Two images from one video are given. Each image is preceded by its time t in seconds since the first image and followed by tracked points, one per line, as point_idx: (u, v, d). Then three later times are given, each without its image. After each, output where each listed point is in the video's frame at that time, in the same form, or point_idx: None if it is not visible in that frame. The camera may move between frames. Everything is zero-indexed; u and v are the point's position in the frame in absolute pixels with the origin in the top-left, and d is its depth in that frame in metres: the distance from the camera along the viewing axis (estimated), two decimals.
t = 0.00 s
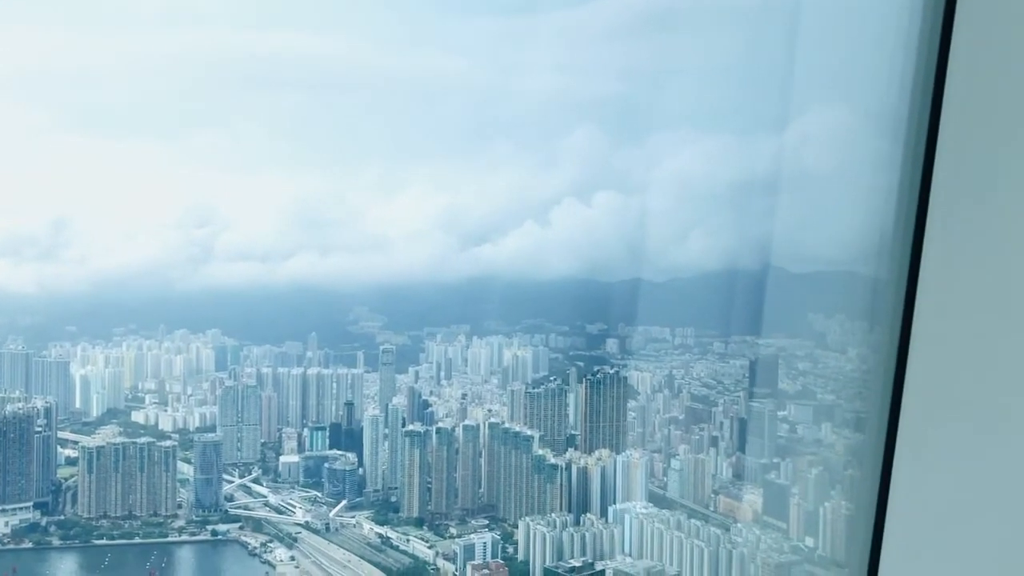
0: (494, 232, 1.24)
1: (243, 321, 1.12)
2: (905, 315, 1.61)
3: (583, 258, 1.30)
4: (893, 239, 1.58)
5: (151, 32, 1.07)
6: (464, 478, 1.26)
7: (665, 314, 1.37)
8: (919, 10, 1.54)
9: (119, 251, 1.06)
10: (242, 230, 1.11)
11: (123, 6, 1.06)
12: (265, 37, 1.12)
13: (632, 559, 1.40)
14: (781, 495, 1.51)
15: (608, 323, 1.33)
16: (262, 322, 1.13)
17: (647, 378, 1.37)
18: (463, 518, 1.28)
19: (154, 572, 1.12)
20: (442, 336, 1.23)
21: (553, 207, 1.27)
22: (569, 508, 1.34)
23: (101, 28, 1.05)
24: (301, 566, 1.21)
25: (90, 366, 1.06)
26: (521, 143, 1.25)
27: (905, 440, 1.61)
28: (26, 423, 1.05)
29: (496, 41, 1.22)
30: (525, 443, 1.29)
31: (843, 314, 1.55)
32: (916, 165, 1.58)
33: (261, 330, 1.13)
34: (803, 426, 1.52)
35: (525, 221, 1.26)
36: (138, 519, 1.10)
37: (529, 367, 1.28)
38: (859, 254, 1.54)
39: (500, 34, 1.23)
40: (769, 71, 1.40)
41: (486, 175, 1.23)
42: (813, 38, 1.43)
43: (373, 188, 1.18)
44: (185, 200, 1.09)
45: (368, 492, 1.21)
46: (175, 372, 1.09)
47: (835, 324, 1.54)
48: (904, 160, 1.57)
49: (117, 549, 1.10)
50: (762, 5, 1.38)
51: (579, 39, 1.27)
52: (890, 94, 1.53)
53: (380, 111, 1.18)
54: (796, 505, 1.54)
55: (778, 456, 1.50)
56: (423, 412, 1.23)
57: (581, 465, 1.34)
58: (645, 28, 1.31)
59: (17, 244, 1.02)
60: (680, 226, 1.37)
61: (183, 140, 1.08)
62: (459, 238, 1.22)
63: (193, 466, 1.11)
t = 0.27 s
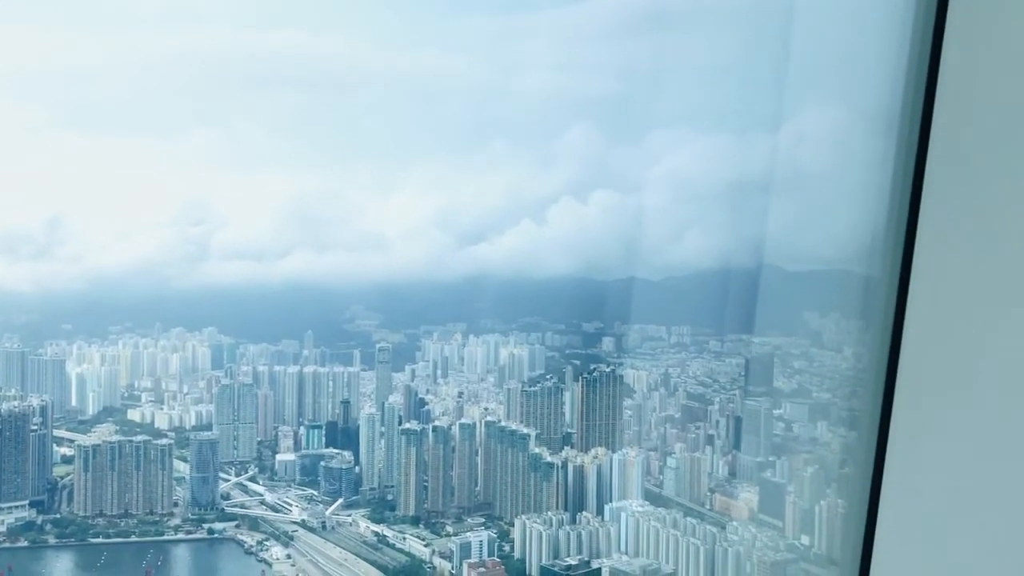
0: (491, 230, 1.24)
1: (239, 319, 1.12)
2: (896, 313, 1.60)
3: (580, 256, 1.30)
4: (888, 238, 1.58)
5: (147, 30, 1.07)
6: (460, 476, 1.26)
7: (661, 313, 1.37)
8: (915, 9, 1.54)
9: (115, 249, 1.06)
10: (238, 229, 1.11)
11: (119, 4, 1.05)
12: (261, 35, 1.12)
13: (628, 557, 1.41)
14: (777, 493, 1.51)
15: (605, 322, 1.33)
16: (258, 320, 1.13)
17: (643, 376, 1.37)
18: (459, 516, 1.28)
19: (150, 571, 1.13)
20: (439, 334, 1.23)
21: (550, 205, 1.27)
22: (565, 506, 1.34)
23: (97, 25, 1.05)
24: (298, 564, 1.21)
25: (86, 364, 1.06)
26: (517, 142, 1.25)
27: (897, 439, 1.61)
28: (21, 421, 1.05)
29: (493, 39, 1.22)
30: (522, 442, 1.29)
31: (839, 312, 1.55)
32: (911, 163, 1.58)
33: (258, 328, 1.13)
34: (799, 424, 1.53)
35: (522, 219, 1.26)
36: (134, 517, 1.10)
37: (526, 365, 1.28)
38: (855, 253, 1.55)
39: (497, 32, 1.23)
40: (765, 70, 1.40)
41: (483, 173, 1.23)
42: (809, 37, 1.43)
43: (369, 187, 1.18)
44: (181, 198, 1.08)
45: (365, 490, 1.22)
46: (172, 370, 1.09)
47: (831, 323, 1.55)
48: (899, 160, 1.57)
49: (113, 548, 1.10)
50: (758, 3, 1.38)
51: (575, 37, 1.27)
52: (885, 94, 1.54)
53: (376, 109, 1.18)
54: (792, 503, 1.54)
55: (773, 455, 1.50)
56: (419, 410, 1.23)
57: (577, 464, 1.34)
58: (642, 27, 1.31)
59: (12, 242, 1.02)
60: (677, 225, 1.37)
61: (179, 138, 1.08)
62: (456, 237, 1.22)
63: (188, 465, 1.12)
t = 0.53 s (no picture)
0: (488, 228, 1.24)
1: (236, 317, 1.11)
2: (890, 311, 1.61)
3: (578, 255, 1.30)
4: (884, 237, 1.59)
5: (144, 28, 1.06)
6: (457, 474, 1.26)
7: (658, 311, 1.38)
8: (911, 9, 1.55)
9: (113, 248, 1.06)
10: (236, 227, 1.11)
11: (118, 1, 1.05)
12: (260, 33, 1.12)
13: (625, 555, 1.41)
14: (774, 491, 1.52)
15: (602, 320, 1.33)
16: (256, 318, 1.13)
17: (641, 374, 1.37)
18: (456, 514, 1.28)
19: (147, 569, 1.12)
20: (436, 333, 1.23)
21: (547, 204, 1.27)
22: (562, 505, 1.34)
23: (96, 23, 1.04)
24: (295, 563, 1.21)
25: (84, 362, 1.06)
26: (515, 140, 1.25)
27: (889, 436, 1.62)
28: (18, 419, 1.04)
29: (492, 37, 1.23)
30: (519, 440, 1.29)
31: (836, 311, 1.56)
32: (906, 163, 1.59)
33: (255, 326, 1.13)
34: (796, 423, 1.53)
35: (520, 217, 1.26)
36: (131, 515, 1.10)
37: (523, 364, 1.28)
38: (851, 252, 1.55)
39: (496, 30, 1.23)
40: (762, 69, 1.40)
41: (481, 171, 1.23)
42: (806, 36, 1.43)
43: (367, 185, 1.18)
44: (179, 196, 1.08)
45: (362, 489, 1.22)
46: (169, 369, 1.09)
47: (829, 322, 1.55)
48: (896, 159, 1.58)
49: (110, 546, 1.10)
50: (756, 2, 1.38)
51: (573, 36, 1.27)
52: (883, 93, 1.55)
53: (374, 107, 1.18)
54: (789, 502, 1.54)
55: (771, 453, 1.51)
56: (417, 408, 1.23)
57: (574, 462, 1.34)
58: (640, 25, 1.31)
59: (9, 240, 1.02)
60: (674, 224, 1.38)
61: (177, 136, 1.08)
62: (454, 235, 1.22)
63: (186, 463, 1.11)
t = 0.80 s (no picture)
0: (487, 227, 1.24)
1: (233, 314, 1.11)
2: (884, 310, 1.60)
3: (577, 253, 1.30)
4: (883, 236, 1.59)
5: (144, 26, 1.06)
6: (456, 473, 1.26)
7: (658, 310, 1.38)
8: (909, 8, 1.55)
9: (111, 246, 1.06)
10: (235, 225, 1.11)
11: None
12: (259, 30, 1.12)
13: (623, 553, 1.41)
14: (772, 490, 1.52)
15: (601, 318, 1.33)
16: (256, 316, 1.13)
17: (640, 373, 1.37)
18: (455, 513, 1.28)
19: (145, 567, 1.12)
20: (435, 331, 1.23)
21: (547, 202, 1.27)
22: (561, 503, 1.34)
23: (95, 20, 1.04)
24: (294, 561, 1.21)
25: (81, 359, 1.06)
26: (514, 138, 1.25)
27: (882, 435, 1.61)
28: (16, 417, 1.04)
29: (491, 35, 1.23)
30: (518, 439, 1.29)
31: (834, 310, 1.56)
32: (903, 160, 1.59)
33: (254, 324, 1.13)
34: (794, 421, 1.53)
35: (519, 216, 1.26)
36: (129, 513, 1.10)
37: (522, 362, 1.28)
38: (849, 251, 1.56)
39: (495, 28, 1.23)
40: (759, 68, 1.41)
41: (479, 170, 1.23)
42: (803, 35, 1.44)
43: (366, 183, 1.18)
44: (178, 194, 1.08)
45: (360, 487, 1.21)
46: (167, 367, 1.09)
47: (828, 321, 1.56)
48: (893, 159, 1.58)
49: (108, 544, 1.10)
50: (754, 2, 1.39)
51: (571, 34, 1.27)
52: (881, 93, 1.55)
53: (372, 105, 1.17)
54: (787, 501, 1.55)
55: (770, 452, 1.51)
56: (416, 406, 1.23)
57: (572, 461, 1.34)
58: (639, 24, 1.31)
59: (7, 237, 1.01)
60: (673, 222, 1.38)
61: (176, 134, 1.08)
62: (453, 234, 1.22)
63: (184, 461, 1.11)
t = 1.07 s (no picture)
0: (487, 225, 1.24)
1: (233, 312, 1.11)
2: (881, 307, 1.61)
3: (577, 252, 1.30)
4: (879, 235, 1.60)
5: (144, 24, 1.06)
6: (456, 471, 1.26)
7: (657, 308, 1.38)
8: (906, 9, 1.56)
9: (111, 244, 1.06)
10: (235, 223, 1.11)
11: None
12: (260, 28, 1.12)
13: (623, 551, 1.41)
14: (771, 489, 1.53)
15: (601, 317, 1.33)
16: (256, 314, 1.13)
17: (639, 371, 1.37)
18: (455, 511, 1.28)
19: (144, 565, 1.11)
20: (435, 329, 1.23)
21: (547, 201, 1.27)
22: (561, 502, 1.34)
23: (95, 18, 1.04)
24: (293, 559, 1.20)
25: (81, 357, 1.06)
26: (514, 136, 1.25)
27: (878, 434, 1.60)
28: (16, 415, 1.04)
29: (492, 33, 1.22)
30: (518, 437, 1.30)
31: (832, 309, 1.57)
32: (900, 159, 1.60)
33: (254, 322, 1.13)
34: (793, 420, 1.54)
35: (518, 214, 1.26)
36: (129, 510, 1.09)
37: (522, 360, 1.28)
38: (846, 250, 1.57)
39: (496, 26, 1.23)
40: (758, 66, 1.41)
41: (480, 168, 1.23)
42: (800, 35, 1.45)
43: (366, 181, 1.18)
44: (178, 192, 1.08)
45: (360, 485, 1.22)
46: (166, 366, 1.09)
47: (827, 319, 1.56)
48: (889, 159, 1.60)
49: (108, 542, 1.09)
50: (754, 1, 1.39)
51: (572, 33, 1.27)
52: (877, 94, 1.56)
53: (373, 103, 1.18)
54: (786, 499, 1.56)
55: (769, 450, 1.52)
56: (416, 405, 1.23)
57: (572, 459, 1.34)
58: (638, 23, 1.31)
59: (7, 236, 1.01)
60: (673, 221, 1.38)
61: (176, 131, 1.08)
62: (453, 232, 1.22)
63: (184, 459, 1.11)
